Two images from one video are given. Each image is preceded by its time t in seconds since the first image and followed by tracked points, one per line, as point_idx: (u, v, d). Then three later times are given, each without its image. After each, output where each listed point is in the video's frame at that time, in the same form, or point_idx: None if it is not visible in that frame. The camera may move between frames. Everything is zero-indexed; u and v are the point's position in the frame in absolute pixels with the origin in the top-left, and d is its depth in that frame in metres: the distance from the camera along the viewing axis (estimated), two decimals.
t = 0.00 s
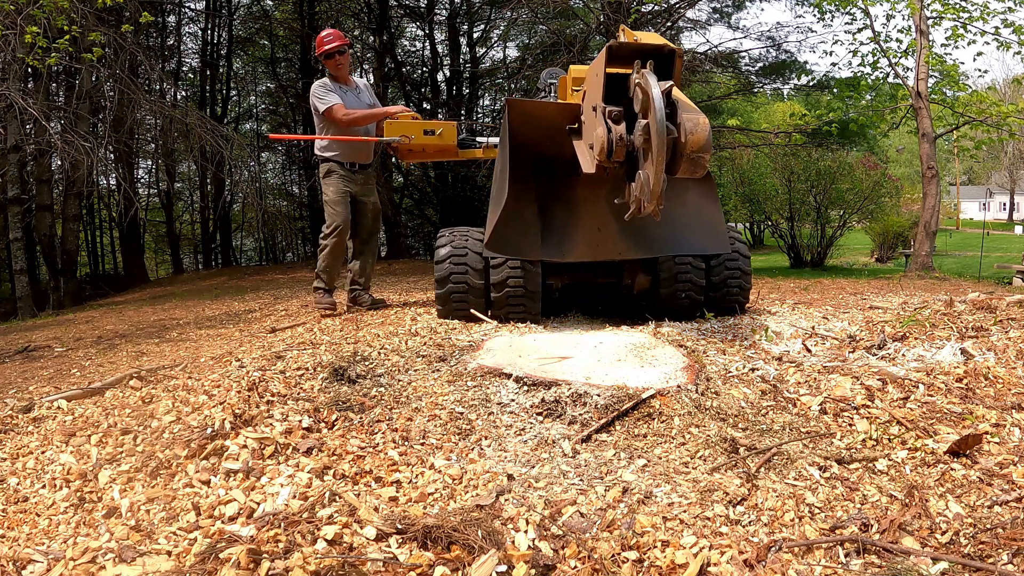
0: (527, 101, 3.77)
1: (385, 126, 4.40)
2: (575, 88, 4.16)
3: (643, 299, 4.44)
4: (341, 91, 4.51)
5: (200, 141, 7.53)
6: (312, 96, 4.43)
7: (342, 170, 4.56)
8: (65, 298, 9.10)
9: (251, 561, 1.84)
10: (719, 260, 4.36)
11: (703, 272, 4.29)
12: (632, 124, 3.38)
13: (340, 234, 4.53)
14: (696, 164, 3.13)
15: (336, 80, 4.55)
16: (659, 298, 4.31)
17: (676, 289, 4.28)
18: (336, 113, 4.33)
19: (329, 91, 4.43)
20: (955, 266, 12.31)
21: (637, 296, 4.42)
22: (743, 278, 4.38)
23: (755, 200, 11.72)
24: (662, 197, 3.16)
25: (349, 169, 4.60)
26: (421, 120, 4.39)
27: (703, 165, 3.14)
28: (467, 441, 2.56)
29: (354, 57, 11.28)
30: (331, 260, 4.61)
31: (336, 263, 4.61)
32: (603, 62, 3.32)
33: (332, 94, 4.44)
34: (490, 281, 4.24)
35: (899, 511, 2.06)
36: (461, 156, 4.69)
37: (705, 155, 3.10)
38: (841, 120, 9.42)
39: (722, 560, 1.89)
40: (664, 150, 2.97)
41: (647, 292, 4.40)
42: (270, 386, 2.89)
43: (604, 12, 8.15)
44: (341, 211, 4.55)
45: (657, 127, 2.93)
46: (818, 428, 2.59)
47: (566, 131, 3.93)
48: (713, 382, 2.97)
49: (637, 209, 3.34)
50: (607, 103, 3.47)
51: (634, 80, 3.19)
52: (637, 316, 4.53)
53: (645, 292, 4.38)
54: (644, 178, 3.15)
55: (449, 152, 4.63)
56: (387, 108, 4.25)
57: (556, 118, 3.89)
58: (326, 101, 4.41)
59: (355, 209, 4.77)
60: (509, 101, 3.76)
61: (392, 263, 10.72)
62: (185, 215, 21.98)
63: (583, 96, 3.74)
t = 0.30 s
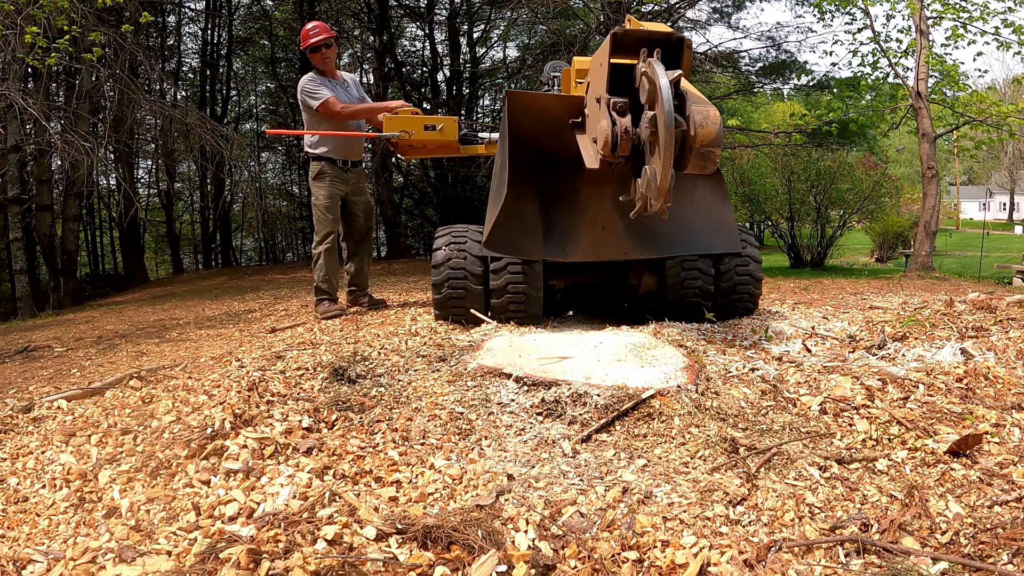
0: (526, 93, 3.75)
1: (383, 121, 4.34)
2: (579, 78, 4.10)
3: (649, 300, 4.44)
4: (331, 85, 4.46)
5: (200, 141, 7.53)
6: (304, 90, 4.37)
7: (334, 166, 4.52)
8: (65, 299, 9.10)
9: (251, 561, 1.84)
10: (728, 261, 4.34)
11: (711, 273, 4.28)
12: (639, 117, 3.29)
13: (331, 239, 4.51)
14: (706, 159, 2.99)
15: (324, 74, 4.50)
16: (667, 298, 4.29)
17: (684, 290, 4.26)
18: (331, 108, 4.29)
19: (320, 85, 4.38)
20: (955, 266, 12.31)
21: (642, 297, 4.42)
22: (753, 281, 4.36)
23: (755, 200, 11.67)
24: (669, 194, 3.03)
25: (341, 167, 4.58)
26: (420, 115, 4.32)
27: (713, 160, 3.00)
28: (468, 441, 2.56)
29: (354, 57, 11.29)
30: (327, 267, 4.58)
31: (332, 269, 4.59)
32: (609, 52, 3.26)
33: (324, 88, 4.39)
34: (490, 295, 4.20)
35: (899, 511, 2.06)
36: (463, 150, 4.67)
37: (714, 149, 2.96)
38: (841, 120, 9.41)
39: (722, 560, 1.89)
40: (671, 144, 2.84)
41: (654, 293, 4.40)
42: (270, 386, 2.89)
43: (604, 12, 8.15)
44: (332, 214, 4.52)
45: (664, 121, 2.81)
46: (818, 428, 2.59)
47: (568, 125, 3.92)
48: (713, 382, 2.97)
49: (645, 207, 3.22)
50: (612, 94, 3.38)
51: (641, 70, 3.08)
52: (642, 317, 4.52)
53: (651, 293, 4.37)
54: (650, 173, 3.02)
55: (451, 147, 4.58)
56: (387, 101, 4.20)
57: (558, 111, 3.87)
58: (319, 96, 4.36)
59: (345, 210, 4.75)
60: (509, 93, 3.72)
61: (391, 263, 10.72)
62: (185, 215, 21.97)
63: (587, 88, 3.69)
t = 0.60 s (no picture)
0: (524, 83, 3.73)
1: (381, 118, 4.32)
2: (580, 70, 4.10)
3: (655, 301, 4.41)
4: (323, 81, 4.43)
5: (200, 141, 7.53)
6: (297, 85, 4.32)
7: (327, 164, 4.46)
8: (65, 298, 9.10)
9: (251, 561, 1.84)
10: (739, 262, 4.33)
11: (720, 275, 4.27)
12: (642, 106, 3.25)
13: (324, 241, 4.50)
14: (714, 149, 2.97)
15: (314, 70, 4.47)
16: (675, 299, 4.28)
17: (694, 291, 4.26)
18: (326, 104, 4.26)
19: (314, 80, 4.35)
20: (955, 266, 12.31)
21: (649, 297, 4.39)
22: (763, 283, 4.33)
23: (755, 200, 11.54)
24: (675, 186, 2.99)
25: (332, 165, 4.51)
26: (419, 112, 4.31)
27: (722, 150, 2.98)
28: (467, 441, 2.56)
29: (354, 57, 11.29)
30: (323, 270, 4.58)
31: (327, 271, 4.59)
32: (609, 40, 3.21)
33: (317, 83, 4.36)
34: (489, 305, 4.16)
35: (899, 511, 2.06)
36: (464, 147, 4.67)
37: (723, 138, 2.94)
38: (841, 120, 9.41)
39: (722, 560, 1.89)
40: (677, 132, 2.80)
41: (660, 293, 4.38)
42: (270, 386, 2.89)
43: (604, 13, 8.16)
44: (325, 216, 4.49)
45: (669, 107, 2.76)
46: (818, 428, 2.59)
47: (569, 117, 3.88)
48: (713, 382, 2.97)
49: (650, 199, 3.19)
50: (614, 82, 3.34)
51: (643, 56, 3.04)
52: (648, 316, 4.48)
53: (657, 293, 4.36)
54: (655, 164, 2.99)
55: (452, 145, 4.58)
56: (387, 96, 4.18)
57: (559, 103, 3.82)
58: (312, 91, 4.32)
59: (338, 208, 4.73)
60: (507, 84, 3.70)
61: (392, 263, 10.72)
62: (185, 215, 21.96)
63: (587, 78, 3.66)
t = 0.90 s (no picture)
0: (520, 77, 3.68)
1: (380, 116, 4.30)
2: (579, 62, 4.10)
3: (658, 302, 4.43)
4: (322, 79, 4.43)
5: (200, 141, 7.53)
6: (296, 81, 4.32)
7: (324, 164, 4.47)
8: (65, 298, 9.10)
9: (251, 561, 1.84)
10: (749, 263, 4.31)
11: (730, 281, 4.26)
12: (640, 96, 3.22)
13: (321, 242, 4.50)
14: (719, 142, 2.96)
15: (314, 67, 4.48)
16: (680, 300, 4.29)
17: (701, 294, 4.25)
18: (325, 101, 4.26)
19: (312, 76, 4.35)
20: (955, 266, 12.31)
21: (653, 299, 4.40)
22: (768, 285, 4.33)
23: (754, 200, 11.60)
24: (676, 181, 2.97)
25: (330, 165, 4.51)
26: (418, 110, 4.29)
27: (728, 143, 2.96)
28: (467, 441, 2.56)
29: (354, 57, 11.29)
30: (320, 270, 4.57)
31: (326, 271, 4.60)
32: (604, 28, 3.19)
33: (315, 80, 4.36)
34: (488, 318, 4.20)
35: (899, 511, 2.06)
36: (464, 144, 4.67)
37: (728, 130, 2.93)
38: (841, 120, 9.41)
39: (722, 560, 1.89)
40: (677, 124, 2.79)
41: (664, 295, 4.39)
42: (270, 386, 2.89)
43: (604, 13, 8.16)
44: (322, 216, 4.48)
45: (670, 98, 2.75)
46: (818, 428, 2.58)
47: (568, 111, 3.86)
48: (713, 382, 2.97)
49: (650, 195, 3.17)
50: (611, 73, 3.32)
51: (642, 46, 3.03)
52: (651, 318, 4.51)
53: (660, 294, 4.36)
54: (655, 159, 2.97)
55: (451, 142, 4.56)
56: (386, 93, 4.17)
57: (557, 98, 3.80)
58: (311, 87, 4.32)
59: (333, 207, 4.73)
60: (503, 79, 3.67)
61: (392, 263, 10.72)
62: (185, 215, 21.96)
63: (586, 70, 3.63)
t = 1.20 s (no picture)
0: (517, 78, 3.67)
1: (380, 116, 4.30)
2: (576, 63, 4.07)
3: (659, 303, 4.42)
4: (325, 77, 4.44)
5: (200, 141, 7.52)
6: (299, 78, 4.32)
7: (327, 163, 4.46)
8: (65, 299, 9.10)
9: (251, 561, 1.84)
10: (749, 262, 4.31)
11: (730, 282, 4.25)
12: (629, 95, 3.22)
13: (323, 243, 4.50)
14: (710, 141, 2.96)
15: (320, 65, 4.50)
16: (680, 301, 4.29)
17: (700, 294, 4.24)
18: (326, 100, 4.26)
19: (316, 74, 4.36)
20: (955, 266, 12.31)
21: (653, 299, 4.39)
22: (770, 286, 4.31)
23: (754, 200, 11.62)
24: (666, 181, 2.97)
25: (332, 164, 4.52)
26: (419, 110, 4.28)
27: (719, 142, 2.96)
28: (468, 441, 2.56)
29: (354, 57, 11.29)
30: (320, 271, 4.58)
31: (326, 272, 4.60)
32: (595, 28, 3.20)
33: (319, 78, 4.36)
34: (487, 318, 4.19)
35: (899, 511, 2.06)
36: (464, 145, 4.67)
37: (720, 130, 2.93)
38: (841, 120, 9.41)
39: (722, 560, 1.89)
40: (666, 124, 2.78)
41: (664, 296, 4.38)
42: (270, 386, 2.89)
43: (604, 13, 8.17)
44: (325, 216, 4.49)
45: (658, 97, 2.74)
46: (818, 428, 2.59)
47: (565, 112, 3.81)
48: (713, 382, 2.97)
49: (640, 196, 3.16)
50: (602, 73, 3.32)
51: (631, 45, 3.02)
52: (651, 318, 4.51)
53: (661, 294, 4.36)
54: (644, 160, 2.96)
55: (451, 143, 4.54)
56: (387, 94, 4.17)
57: (552, 99, 3.78)
58: (313, 84, 4.32)
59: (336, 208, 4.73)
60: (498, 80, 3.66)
61: (391, 263, 10.72)
62: (185, 215, 21.96)
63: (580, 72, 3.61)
